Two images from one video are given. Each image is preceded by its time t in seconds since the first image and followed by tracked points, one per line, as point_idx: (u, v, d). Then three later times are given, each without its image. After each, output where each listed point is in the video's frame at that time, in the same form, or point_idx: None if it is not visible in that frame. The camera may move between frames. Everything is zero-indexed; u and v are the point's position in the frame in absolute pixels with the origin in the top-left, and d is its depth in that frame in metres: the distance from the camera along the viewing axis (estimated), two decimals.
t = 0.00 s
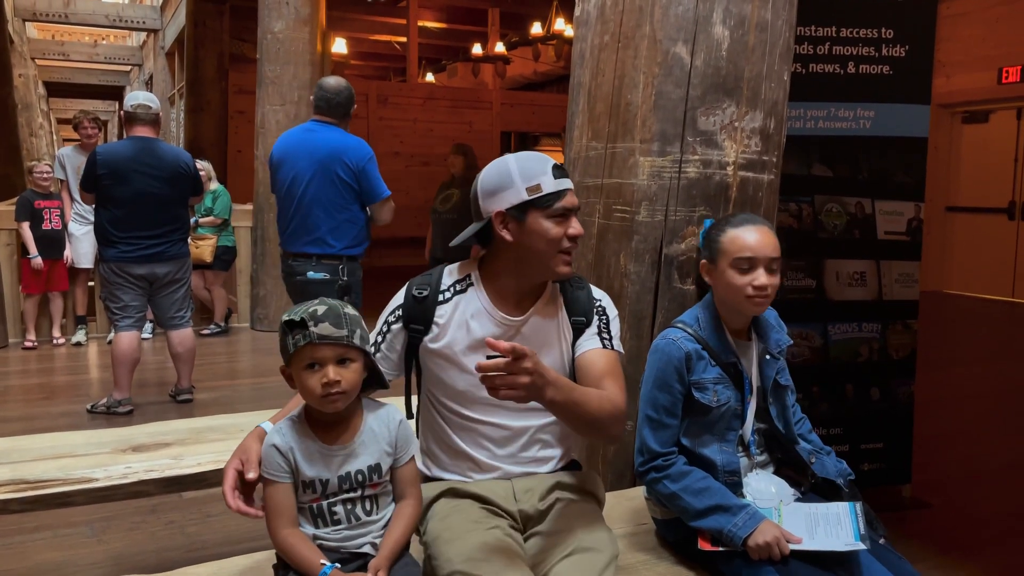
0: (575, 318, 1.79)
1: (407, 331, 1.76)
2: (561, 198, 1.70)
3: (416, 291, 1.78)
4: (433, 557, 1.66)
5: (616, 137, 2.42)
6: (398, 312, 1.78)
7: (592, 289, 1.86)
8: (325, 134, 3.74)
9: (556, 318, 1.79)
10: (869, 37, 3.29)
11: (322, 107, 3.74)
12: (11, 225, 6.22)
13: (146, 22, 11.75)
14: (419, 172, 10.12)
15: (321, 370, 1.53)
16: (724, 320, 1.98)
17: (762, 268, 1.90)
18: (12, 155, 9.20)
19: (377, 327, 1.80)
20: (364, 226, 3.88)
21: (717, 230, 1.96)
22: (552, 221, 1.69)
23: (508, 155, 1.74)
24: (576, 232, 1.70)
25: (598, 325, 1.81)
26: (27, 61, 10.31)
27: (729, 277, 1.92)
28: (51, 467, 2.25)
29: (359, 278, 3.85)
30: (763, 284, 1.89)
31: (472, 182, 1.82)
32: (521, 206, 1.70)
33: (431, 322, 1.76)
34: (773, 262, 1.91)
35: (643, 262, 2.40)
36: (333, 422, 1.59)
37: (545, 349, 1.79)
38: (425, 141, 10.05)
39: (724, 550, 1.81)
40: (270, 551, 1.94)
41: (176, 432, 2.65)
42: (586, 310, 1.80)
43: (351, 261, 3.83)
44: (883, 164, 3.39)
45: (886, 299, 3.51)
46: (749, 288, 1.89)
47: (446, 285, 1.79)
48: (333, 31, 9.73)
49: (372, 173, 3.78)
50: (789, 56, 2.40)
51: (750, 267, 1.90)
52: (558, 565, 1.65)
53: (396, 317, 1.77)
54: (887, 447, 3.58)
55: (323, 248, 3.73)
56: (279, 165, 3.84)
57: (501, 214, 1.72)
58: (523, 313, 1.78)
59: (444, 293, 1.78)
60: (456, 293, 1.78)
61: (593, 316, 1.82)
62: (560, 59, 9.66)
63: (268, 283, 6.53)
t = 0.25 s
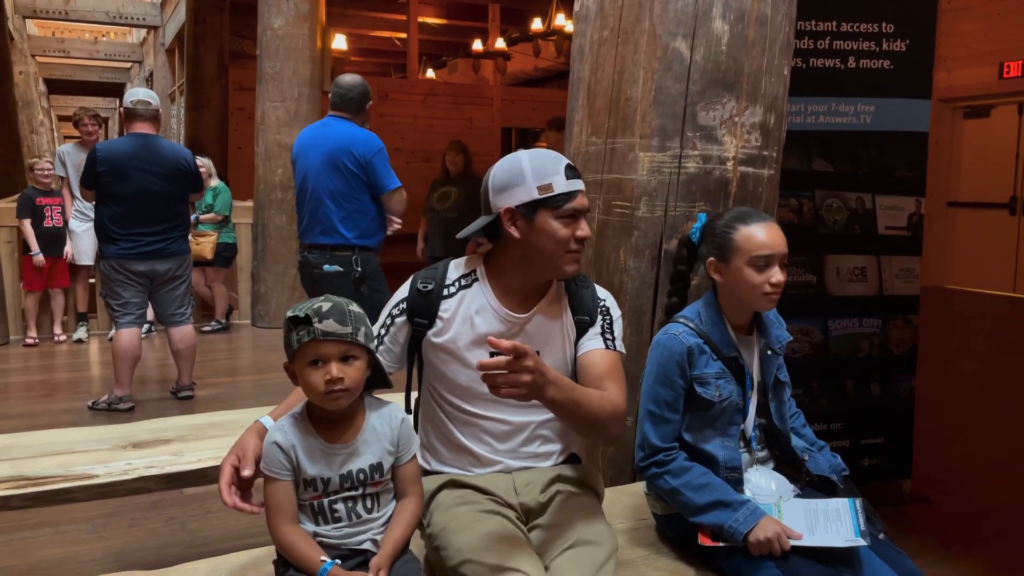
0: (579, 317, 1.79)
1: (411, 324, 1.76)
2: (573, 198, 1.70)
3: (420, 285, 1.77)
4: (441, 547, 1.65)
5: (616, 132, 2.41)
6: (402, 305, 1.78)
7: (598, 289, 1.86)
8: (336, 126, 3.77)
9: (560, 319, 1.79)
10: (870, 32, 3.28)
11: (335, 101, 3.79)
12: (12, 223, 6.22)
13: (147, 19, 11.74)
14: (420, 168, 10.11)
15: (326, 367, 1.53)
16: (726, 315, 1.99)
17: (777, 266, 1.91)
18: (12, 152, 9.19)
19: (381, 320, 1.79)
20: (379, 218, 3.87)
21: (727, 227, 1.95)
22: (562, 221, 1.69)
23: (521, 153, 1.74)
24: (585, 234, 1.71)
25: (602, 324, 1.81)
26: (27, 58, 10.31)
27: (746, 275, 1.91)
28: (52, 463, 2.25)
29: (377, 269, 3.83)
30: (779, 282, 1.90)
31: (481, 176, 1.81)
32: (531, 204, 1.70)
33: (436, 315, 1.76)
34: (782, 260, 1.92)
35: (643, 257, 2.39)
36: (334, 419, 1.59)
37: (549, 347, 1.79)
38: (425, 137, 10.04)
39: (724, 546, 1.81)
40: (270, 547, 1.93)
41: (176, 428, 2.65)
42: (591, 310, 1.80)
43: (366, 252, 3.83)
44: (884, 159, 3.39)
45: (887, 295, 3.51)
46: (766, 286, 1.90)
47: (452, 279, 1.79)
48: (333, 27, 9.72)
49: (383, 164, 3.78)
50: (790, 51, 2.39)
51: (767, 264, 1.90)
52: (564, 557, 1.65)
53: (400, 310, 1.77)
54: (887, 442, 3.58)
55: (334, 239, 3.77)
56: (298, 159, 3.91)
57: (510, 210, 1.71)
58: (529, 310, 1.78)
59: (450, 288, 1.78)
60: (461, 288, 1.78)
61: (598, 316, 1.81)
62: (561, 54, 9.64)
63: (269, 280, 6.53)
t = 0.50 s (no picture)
0: (580, 312, 1.79)
1: (413, 321, 1.75)
2: (573, 192, 1.69)
3: (422, 281, 1.77)
4: (444, 536, 1.64)
5: (616, 126, 2.40)
6: (404, 301, 1.77)
7: (598, 283, 1.86)
8: (356, 123, 3.84)
9: (562, 315, 1.79)
10: (871, 25, 3.27)
11: (357, 100, 3.86)
12: (13, 218, 6.23)
13: (147, 14, 11.71)
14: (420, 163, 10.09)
15: (342, 360, 1.52)
16: (730, 308, 1.98)
17: (764, 260, 1.89)
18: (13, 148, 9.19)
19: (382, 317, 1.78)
20: (398, 214, 3.92)
21: (721, 219, 1.95)
22: (562, 215, 1.69)
23: (523, 147, 1.74)
24: (585, 228, 1.70)
25: (603, 319, 1.81)
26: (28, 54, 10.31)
27: (732, 268, 1.92)
28: (53, 458, 2.25)
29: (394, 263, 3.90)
30: (764, 275, 1.89)
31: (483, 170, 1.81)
32: (532, 198, 1.70)
33: (438, 311, 1.75)
34: (775, 253, 1.90)
35: (644, 252, 2.39)
36: (336, 413, 1.58)
37: (552, 342, 1.78)
38: (426, 132, 10.02)
39: (726, 539, 1.80)
40: (271, 542, 1.93)
41: (177, 423, 2.65)
42: (592, 304, 1.81)
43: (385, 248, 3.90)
44: (885, 152, 3.38)
45: (889, 288, 3.50)
46: (751, 279, 1.89)
47: (454, 275, 1.79)
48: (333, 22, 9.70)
49: (401, 160, 3.82)
50: (791, 43, 2.38)
51: (752, 258, 1.89)
52: (566, 546, 1.65)
53: (402, 307, 1.76)
54: (888, 436, 3.58)
55: (354, 234, 3.83)
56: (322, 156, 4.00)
57: (511, 204, 1.71)
58: (530, 305, 1.78)
59: (451, 283, 1.77)
60: (463, 283, 1.77)
61: (598, 311, 1.82)
62: (562, 49, 9.62)
63: (270, 275, 6.52)
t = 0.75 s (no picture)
0: (578, 302, 1.78)
1: (410, 314, 1.75)
2: (575, 185, 1.69)
3: (419, 274, 1.76)
4: (442, 537, 1.64)
5: (617, 119, 2.40)
6: (401, 294, 1.77)
7: (596, 275, 1.85)
8: (388, 121, 3.85)
9: (560, 303, 1.79)
10: (874, 17, 3.26)
11: (390, 96, 3.87)
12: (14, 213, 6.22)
13: (147, 8, 11.68)
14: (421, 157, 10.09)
15: (351, 351, 1.53)
16: (732, 302, 1.98)
17: (757, 253, 1.89)
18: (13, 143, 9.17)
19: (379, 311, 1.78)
20: (434, 210, 3.96)
21: (720, 213, 1.96)
22: (563, 208, 1.69)
23: (526, 139, 1.73)
24: (586, 223, 1.70)
25: (601, 309, 1.80)
26: (28, 48, 10.29)
27: (727, 261, 1.92)
28: (54, 452, 2.25)
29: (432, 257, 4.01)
30: (755, 268, 1.89)
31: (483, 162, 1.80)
32: (534, 190, 1.69)
33: (435, 304, 1.75)
34: (771, 247, 1.89)
35: (645, 245, 2.39)
36: (337, 406, 1.58)
37: (548, 335, 1.78)
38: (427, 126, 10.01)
39: (726, 532, 1.81)
40: (273, 536, 1.93)
41: (178, 417, 2.65)
42: (590, 294, 1.80)
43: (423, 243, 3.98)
44: (887, 145, 3.37)
45: (890, 281, 3.50)
46: (742, 272, 1.89)
47: (450, 267, 1.78)
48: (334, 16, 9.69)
49: (434, 160, 3.83)
50: (792, 36, 2.37)
51: (744, 251, 1.90)
52: (565, 544, 1.65)
53: (399, 300, 1.76)
54: (889, 429, 3.58)
55: (391, 231, 3.92)
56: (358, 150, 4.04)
57: (512, 196, 1.71)
58: (528, 296, 1.78)
59: (448, 276, 1.77)
60: (459, 276, 1.77)
61: (597, 301, 1.81)
62: (563, 42, 9.60)
63: (271, 269, 6.53)
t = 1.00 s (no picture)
0: (573, 294, 1.79)
1: (405, 307, 1.75)
2: (568, 177, 1.69)
3: (412, 267, 1.76)
4: (439, 536, 1.65)
5: (617, 111, 2.39)
6: (395, 288, 1.77)
7: (591, 265, 1.85)
8: (424, 115, 3.83)
9: (555, 293, 1.79)
10: (875, 8, 3.24)
11: (423, 89, 3.88)
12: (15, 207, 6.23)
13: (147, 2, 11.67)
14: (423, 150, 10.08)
15: (368, 340, 1.54)
16: (733, 294, 1.98)
17: (757, 245, 1.89)
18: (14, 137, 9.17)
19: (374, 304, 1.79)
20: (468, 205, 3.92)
21: (720, 206, 1.95)
22: (556, 200, 1.68)
23: (519, 130, 1.72)
24: (579, 214, 1.70)
25: (598, 304, 1.80)
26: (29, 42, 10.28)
27: (728, 253, 1.92)
28: (56, 445, 2.26)
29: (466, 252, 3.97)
30: (757, 260, 1.88)
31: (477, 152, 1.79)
32: (527, 182, 1.68)
33: (429, 296, 1.75)
34: (772, 239, 1.89)
35: (646, 237, 2.38)
36: (338, 398, 1.59)
37: (543, 326, 1.78)
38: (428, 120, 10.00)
39: (726, 523, 1.81)
40: (274, 529, 1.93)
41: (180, 410, 2.66)
42: (585, 285, 1.80)
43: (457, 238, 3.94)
44: (889, 137, 3.36)
45: (892, 274, 3.49)
46: (744, 264, 1.89)
47: (444, 259, 1.79)
48: (335, 9, 9.67)
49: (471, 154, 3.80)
50: (794, 27, 2.35)
51: (744, 242, 1.89)
52: (568, 539, 1.66)
53: (393, 293, 1.76)
54: (890, 422, 3.58)
55: (425, 225, 3.88)
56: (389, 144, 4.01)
57: (505, 187, 1.70)
58: (523, 287, 1.77)
59: (442, 268, 1.77)
60: (453, 268, 1.77)
61: (591, 292, 1.81)
62: (564, 35, 9.58)
63: (272, 263, 6.53)
